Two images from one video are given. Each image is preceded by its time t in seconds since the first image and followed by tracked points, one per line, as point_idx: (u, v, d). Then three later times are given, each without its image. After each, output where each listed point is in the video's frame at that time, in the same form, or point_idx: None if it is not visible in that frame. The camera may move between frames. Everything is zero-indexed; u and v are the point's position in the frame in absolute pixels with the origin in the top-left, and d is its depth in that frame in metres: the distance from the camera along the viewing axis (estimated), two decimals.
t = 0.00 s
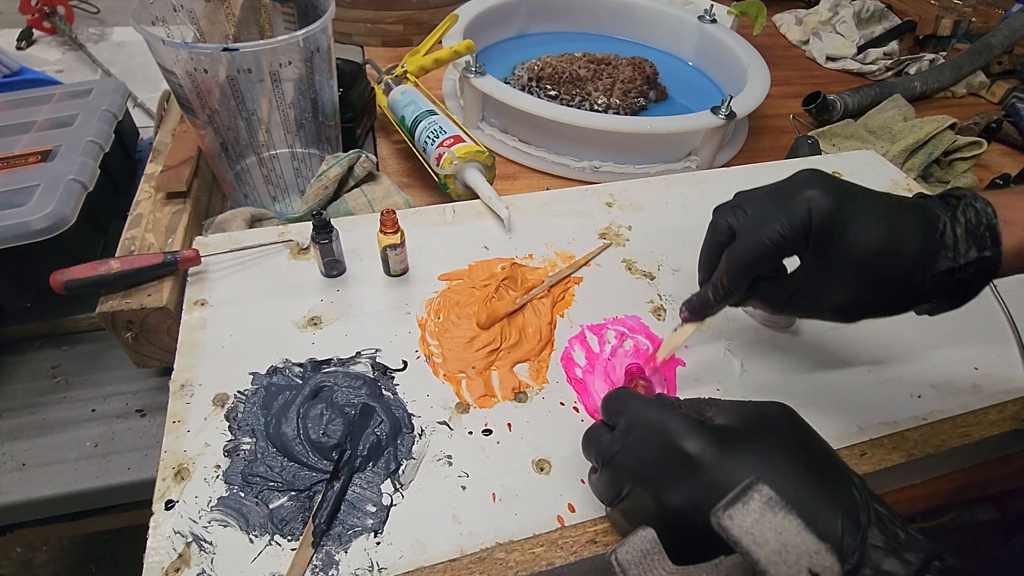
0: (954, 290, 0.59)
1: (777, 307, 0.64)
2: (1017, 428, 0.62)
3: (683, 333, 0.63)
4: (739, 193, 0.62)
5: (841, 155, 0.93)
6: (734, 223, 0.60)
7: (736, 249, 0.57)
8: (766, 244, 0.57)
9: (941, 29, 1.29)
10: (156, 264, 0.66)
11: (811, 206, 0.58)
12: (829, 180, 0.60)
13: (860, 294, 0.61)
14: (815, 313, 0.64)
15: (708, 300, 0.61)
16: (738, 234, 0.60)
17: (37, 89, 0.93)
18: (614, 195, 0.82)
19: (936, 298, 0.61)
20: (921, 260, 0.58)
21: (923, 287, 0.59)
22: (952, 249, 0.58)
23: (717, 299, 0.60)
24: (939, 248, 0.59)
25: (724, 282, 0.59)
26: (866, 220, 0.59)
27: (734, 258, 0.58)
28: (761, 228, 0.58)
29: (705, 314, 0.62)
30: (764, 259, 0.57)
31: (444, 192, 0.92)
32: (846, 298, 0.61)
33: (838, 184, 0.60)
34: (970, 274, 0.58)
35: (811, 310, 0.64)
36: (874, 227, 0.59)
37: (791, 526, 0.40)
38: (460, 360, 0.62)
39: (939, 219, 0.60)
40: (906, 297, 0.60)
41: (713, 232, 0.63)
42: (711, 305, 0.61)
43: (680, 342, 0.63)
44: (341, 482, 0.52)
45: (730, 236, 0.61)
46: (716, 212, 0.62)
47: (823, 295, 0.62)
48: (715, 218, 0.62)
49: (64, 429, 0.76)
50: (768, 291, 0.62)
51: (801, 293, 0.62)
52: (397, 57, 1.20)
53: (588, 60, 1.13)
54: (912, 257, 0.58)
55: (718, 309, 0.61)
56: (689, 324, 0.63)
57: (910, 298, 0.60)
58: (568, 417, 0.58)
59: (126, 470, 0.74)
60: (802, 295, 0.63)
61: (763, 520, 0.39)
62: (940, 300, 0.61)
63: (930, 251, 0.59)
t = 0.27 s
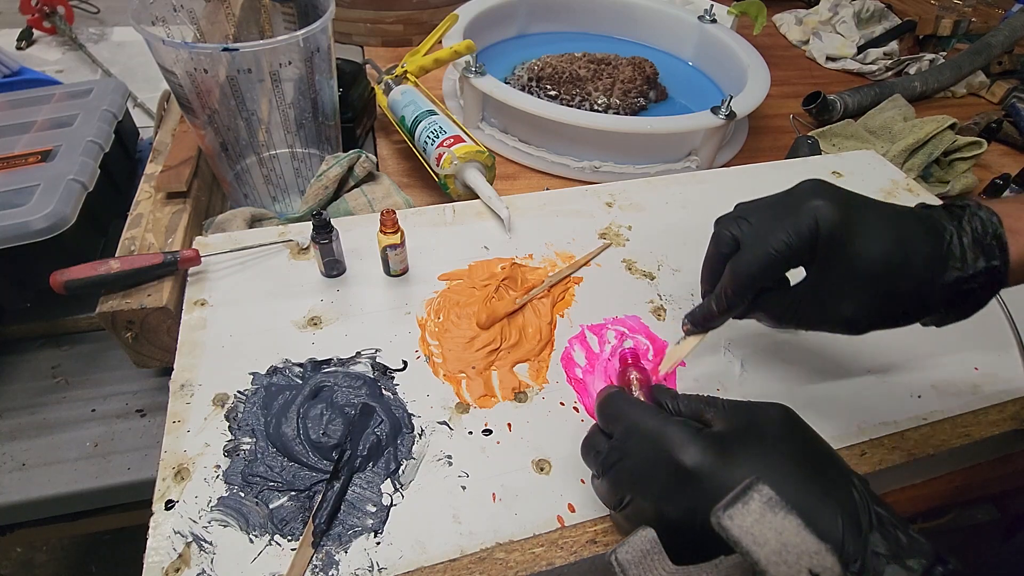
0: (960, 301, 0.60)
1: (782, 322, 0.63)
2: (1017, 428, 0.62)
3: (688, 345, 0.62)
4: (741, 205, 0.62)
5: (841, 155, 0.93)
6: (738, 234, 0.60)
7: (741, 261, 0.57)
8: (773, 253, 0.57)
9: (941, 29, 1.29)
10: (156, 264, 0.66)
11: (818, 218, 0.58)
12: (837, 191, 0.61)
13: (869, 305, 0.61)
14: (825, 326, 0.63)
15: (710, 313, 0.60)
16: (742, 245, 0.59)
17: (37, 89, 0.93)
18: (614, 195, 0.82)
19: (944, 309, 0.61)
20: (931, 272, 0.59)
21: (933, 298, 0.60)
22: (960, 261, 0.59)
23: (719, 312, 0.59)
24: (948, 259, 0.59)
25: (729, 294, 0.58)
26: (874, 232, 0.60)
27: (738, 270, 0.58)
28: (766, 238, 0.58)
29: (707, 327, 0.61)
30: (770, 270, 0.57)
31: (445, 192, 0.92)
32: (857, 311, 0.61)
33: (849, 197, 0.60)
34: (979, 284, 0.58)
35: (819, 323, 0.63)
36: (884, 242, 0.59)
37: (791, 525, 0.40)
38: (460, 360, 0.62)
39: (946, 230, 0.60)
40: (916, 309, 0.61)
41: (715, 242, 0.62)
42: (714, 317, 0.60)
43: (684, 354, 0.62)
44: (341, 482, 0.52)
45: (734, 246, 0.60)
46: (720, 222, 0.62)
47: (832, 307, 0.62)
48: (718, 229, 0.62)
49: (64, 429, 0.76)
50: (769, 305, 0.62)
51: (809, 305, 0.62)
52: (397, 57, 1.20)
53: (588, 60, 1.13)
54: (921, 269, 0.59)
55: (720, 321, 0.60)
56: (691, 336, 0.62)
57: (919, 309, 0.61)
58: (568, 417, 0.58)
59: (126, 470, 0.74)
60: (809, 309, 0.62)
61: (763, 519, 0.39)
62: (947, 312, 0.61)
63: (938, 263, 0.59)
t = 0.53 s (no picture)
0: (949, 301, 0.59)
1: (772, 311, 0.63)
2: (1017, 428, 0.62)
3: (672, 334, 0.61)
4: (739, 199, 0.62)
5: (841, 155, 0.93)
6: (732, 222, 0.60)
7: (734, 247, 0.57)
8: (762, 243, 0.56)
9: (941, 29, 1.29)
10: (156, 264, 0.66)
11: (810, 208, 0.57)
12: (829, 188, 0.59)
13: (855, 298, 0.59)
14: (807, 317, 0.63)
15: (698, 299, 0.59)
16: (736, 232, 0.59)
17: (38, 89, 0.93)
18: (614, 195, 0.82)
19: (932, 307, 0.60)
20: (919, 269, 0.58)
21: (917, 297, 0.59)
22: (947, 260, 0.58)
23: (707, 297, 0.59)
24: (935, 257, 0.58)
25: (720, 282, 0.57)
26: (865, 226, 0.58)
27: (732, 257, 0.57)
28: (757, 225, 0.57)
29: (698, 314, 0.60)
30: (760, 259, 0.56)
31: (445, 192, 0.92)
32: (842, 301, 0.60)
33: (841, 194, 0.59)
34: (968, 282, 0.58)
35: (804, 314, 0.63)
36: (872, 236, 0.58)
37: (791, 525, 0.40)
38: (460, 360, 0.62)
39: (935, 229, 0.59)
40: (904, 305, 0.59)
41: (710, 231, 0.62)
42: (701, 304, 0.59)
43: (669, 341, 0.62)
44: (341, 482, 0.52)
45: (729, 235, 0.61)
46: (715, 211, 0.62)
47: (818, 295, 0.61)
48: (713, 218, 0.62)
49: (64, 429, 0.76)
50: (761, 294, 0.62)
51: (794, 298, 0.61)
52: (397, 57, 1.20)
53: (588, 60, 1.13)
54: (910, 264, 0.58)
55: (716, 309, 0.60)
56: (677, 324, 0.62)
57: (907, 306, 0.59)
58: (568, 417, 0.58)
59: (126, 470, 0.74)
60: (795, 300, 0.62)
61: (763, 519, 0.40)
62: (935, 312, 0.60)
63: (926, 260, 0.58)
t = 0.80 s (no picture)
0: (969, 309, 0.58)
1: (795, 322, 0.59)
2: (1017, 428, 0.62)
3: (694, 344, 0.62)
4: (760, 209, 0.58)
5: (841, 155, 0.93)
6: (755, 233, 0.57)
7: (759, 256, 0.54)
8: (790, 252, 0.53)
9: (941, 29, 1.29)
10: (156, 264, 0.66)
11: (836, 217, 0.54)
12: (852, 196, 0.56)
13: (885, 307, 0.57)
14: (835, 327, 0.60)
15: (725, 308, 0.59)
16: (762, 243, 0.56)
17: (37, 89, 0.93)
18: (615, 195, 0.82)
19: (956, 313, 0.59)
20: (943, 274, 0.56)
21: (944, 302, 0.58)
22: (972, 267, 0.57)
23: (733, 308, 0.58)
24: (960, 264, 0.57)
25: (745, 290, 0.55)
26: (893, 235, 0.56)
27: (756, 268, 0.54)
28: (784, 234, 0.54)
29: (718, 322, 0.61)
30: (789, 268, 0.53)
31: (445, 192, 0.92)
32: (871, 309, 0.57)
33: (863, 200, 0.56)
34: (991, 290, 0.57)
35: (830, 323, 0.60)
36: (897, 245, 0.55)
37: (790, 526, 0.40)
38: (460, 360, 0.62)
39: (958, 237, 0.58)
40: (929, 312, 0.58)
41: (733, 243, 0.58)
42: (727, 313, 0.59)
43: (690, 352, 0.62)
44: (341, 482, 0.52)
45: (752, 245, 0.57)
46: (737, 222, 0.58)
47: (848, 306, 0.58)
48: (735, 231, 0.58)
49: (64, 429, 0.76)
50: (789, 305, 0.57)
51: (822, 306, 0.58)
52: (397, 57, 1.20)
53: (587, 59, 1.13)
54: (935, 270, 0.56)
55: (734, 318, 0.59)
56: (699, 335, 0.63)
57: (932, 312, 0.58)
58: (568, 417, 0.58)
59: (126, 470, 0.74)
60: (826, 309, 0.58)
61: (763, 520, 0.40)
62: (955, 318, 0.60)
63: (952, 267, 0.57)
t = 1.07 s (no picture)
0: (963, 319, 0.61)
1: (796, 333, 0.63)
2: (1017, 428, 0.62)
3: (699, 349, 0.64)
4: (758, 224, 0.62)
5: (841, 155, 0.93)
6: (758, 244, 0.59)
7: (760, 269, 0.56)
8: (789, 261, 0.56)
9: (941, 29, 1.29)
10: (156, 264, 0.66)
11: (833, 231, 0.57)
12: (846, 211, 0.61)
13: (880, 318, 0.59)
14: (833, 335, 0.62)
15: (728, 317, 0.61)
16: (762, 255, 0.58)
17: (37, 89, 0.93)
18: (615, 195, 0.82)
19: (949, 325, 0.61)
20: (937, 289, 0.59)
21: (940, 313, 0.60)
22: (966, 279, 0.60)
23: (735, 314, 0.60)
24: (955, 275, 0.59)
25: (746, 301, 0.58)
26: (887, 248, 0.59)
27: (758, 278, 0.57)
28: (783, 247, 0.57)
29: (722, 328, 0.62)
30: (788, 279, 0.56)
31: (445, 192, 0.92)
32: (869, 317, 0.59)
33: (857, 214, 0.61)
34: (982, 301, 0.60)
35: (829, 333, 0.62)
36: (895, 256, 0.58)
37: (791, 525, 0.40)
38: (460, 360, 0.62)
39: (952, 249, 0.61)
40: (922, 322, 0.60)
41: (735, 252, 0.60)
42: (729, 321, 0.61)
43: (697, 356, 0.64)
44: (341, 482, 0.52)
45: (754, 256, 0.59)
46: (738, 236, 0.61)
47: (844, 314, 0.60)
48: (737, 242, 0.61)
49: (64, 429, 0.76)
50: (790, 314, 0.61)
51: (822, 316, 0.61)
52: (397, 57, 1.20)
53: (587, 59, 1.13)
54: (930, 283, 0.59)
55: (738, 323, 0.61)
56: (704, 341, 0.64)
57: (926, 323, 0.60)
58: (568, 418, 0.58)
59: (126, 470, 0.74)
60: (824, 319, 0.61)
61: (762, 519, 0.40)
62: (953, 329, 0.61)
63: (946, 279, 0.59)
